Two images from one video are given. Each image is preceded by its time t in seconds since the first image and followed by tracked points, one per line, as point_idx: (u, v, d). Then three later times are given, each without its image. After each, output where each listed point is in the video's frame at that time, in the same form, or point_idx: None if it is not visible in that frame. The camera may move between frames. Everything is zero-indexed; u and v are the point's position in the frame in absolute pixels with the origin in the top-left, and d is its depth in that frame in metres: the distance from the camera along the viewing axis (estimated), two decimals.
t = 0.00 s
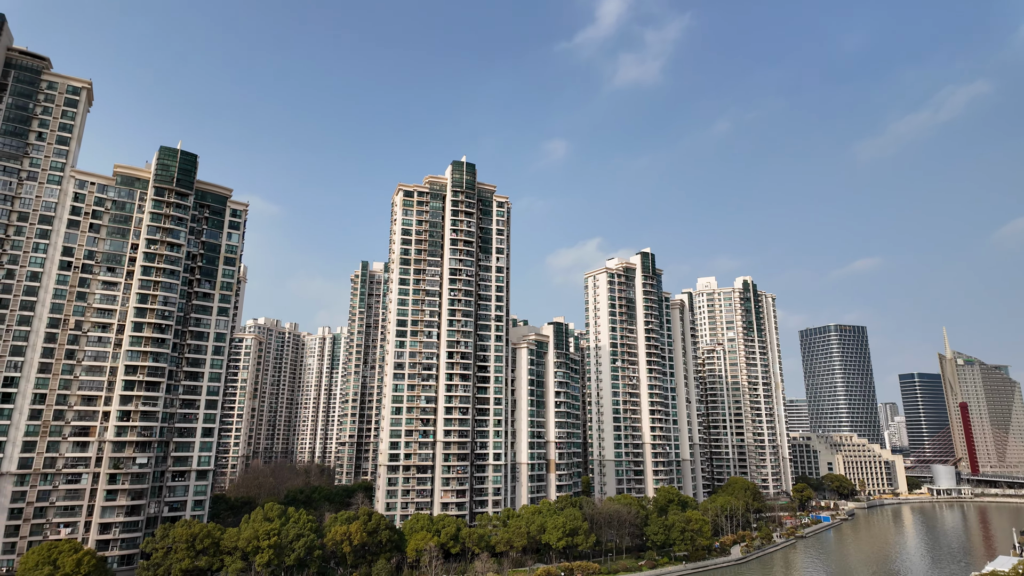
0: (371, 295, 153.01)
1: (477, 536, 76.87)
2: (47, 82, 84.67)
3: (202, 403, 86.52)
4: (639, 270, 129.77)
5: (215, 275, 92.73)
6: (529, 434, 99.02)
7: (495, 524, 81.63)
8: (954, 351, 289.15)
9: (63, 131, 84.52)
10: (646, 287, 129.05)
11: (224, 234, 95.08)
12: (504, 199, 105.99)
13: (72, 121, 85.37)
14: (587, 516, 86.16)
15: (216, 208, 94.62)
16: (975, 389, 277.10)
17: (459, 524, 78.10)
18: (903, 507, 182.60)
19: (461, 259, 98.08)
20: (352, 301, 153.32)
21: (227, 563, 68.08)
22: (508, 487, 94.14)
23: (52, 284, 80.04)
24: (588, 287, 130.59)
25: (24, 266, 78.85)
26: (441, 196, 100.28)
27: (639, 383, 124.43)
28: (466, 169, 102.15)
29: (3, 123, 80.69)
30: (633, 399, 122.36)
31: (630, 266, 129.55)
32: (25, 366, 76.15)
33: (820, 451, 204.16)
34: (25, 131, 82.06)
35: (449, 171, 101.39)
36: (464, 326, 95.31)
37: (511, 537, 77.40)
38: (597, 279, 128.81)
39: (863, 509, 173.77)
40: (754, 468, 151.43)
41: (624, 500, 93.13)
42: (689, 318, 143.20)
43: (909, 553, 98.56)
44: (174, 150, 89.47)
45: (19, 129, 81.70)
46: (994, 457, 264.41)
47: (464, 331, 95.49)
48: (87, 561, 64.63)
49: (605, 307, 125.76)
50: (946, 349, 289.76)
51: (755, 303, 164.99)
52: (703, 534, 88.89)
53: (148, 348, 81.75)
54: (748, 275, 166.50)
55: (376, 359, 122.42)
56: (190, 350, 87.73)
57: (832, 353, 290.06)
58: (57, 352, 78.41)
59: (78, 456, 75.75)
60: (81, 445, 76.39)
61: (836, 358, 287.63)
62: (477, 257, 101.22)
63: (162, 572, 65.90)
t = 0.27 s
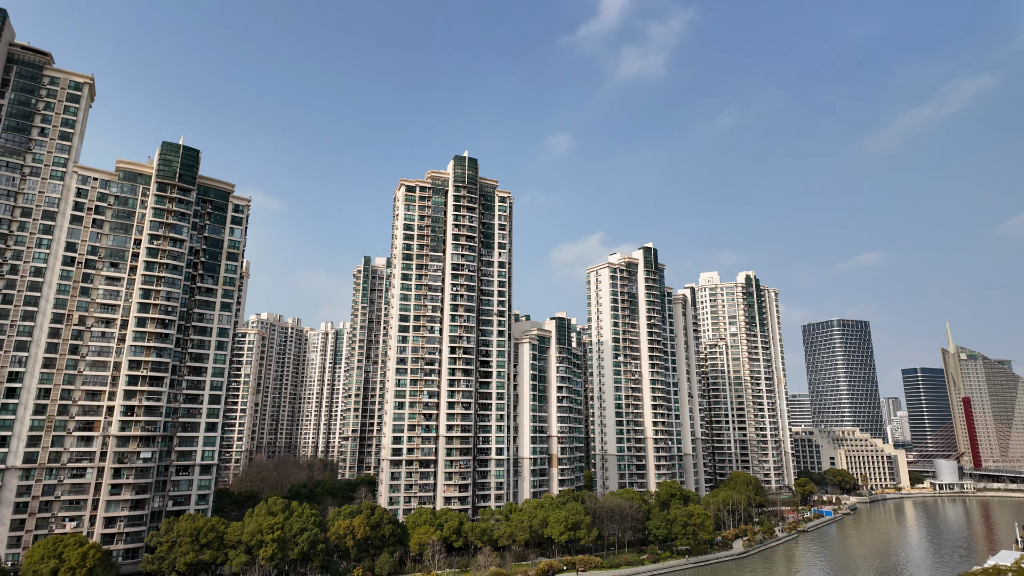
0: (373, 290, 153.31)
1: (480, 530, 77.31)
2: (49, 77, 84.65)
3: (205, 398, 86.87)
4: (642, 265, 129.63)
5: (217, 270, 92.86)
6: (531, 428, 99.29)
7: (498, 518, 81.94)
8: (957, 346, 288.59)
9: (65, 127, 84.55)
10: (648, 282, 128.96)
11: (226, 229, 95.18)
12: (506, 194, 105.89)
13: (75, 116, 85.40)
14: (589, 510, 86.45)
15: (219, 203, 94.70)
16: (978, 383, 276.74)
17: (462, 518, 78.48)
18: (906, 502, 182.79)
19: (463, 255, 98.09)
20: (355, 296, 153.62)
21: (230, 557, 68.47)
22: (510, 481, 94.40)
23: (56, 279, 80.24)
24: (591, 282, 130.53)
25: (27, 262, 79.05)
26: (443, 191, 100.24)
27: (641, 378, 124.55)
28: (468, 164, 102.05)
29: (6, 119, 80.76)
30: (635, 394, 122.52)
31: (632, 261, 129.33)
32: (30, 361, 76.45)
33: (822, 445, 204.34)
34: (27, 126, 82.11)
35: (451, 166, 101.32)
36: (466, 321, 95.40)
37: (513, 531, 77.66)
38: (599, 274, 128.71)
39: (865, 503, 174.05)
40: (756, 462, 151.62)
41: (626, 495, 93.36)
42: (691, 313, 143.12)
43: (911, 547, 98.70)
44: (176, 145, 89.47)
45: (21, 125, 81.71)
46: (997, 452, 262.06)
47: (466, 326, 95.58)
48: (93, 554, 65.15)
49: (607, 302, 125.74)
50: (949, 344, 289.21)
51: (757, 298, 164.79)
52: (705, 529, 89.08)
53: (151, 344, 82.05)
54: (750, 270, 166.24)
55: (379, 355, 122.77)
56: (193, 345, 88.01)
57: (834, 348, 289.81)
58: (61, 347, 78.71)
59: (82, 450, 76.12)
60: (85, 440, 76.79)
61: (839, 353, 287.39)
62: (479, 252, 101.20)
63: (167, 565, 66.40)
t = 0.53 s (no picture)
0: (375, 285, 153.53)
1: (482, 523, 77.66)
2: (50, 71, 84.55)
3: (208, 392, 87.15)
4: (643, 259, 129.46)
5: (219, 265, 92.97)
6: (533, 422, 99.54)
7: (500, 512, 82.25)
8: (960, 340, 288.05)
9: (66, 122, 84.52)
10: (650, 277, 128.89)
11: (228, 224, 95.18)
12: (507, 189, 105.71)
13: (76, 110, 85.36)
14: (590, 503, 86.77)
15: (220, 198, 94.70)
16: (980, 377, 276.37)
17: (464, 512, 78.83)
18: (907, 496, 183.04)
19: (465, 249, 98.05)
20: (357, 291, 153.82)
21: (234, 551, 68.89)
22: (512, 475, 94.65)
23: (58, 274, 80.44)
24: (592, 277, 130.43)
25: (30, 257, 79.22)
26: (445, 185, 100.13)
27: (643, 372, 124.66)
28: (470, 159, 101.85)
29: (7, 114, 80.71)
30: (637, 388, 122.72)
31: (634, 256, 129.12)
32: (33, 356, 76.77)
33: (824, 440, 204.49)
34: (29, 121, 82.11)
35: (452, 160, 101.16)
36: (468, 315, 95.44)
37: (515, 524, 78.00)
38: (601, 269, 128.56)
39: (867, 497, 174.40)
40: (757, 457, 151.82)
41: (628, 489, 93.65)
42: (693, 308, 143.00)
43: (912, 541, 98.88)
44: (178, 140, 89.47)
45: (23, 120, 81.68)
46: (999, 446, 261.92)
47: (468, 321, 95.65)
48: (98, 547, 65.63)
49: (609, 297, 125.72)
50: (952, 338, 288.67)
51: (760, 293, 164.61)
52: (707, 522, 89.31)
53: (154, 338, 82.26)
54: (753, 264, 165.98)
55: (381, 349, 123.03)
56: (196, 340, 88.25)
57: (836, 342, 289.54)
58: (64, 342, 78.99)
59: (86, 444, 76.47)
60: (89, 434, 77.16)
61: (841, 347, 287.19)
62: (481, 246, 101.11)
63: (170, 558, 66.86)
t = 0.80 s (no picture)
0: (376, 279, 153.61)
1: (483, 517, 78.04)
2: (50, 66, 84.42)
3: (210, 387, 87.39)
4: (645, 254, 129.37)
5: (221, 259, 93.07)
6: (535, 417, 99.71)
7: (501, 506, 82.59)
8: (962, 335, 287.72)
9: (67, 116, 84.45)
10: (651, 271, 128.80)
11: (229, 219, 95.17)
12: (509, 183, 105.54)
13: (77, 105, 85.28)
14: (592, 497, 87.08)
15: (222, 193, 94.66)
16: (981, 372, 276.26)
17: (466, 506, 79.15)
18: (908, 490, 183.32)
19: (466, 244, 98.02)
20: (358, 286, 153.89)
21: (237, 544, 69.28)
22: (514, 469, 94.89)
23: (61, 269, 80.55)
24: (594, 272, 130.33)
25: (32, 252, 79.33)
26: (446, 179, 99.98)
27: (644, 367, 124.71)
28: (471, 153, 101.64)
29: (8, 108, 80.61)
30: (638, 382, 122.86)
31: (636, 250, 129.02)
32: (36, 350, 76.98)
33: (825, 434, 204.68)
34: (30, 116, 82.04)
35: (454, 155, 100.98)
36: (469, 310, 95.50)
37: (516, 518, 78.37)
38: (602, 264, 128.44)
39: (867, 491, 174.71)
40: (758, 451, 152.11)
41: (629, 483, 93.93)
42: (695, 303, 142.93)
43: (913, 535, 99.14)
44: (178, 135, 89.40)
45: (24, 114, 81.61)
46: (1000, 440, 262.45)
47: (470, 316, 95.74)
48: (101, 541, 66.05)
49: (610, 291, 125.67)
50: (953, 333, 288.39)
51: (761, 287, 164.46)
52: (708, 516, 89.57)
53: (156, 333, 82.45)
54: (754, 259, 165.76)
55: (383, 344, 123.15)
56: (198, 335, 88.43)
57: (838, 337, 289.37)
58: (67, 337, 79.22)
59: (89, 438, 76.80)
60: (92, 428, 77.49)
61: (842, 342, 287.04)
62: (482, 241, 101.03)
63: (174, 552, 67.31)
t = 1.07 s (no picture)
0: (377, 274, 153.66)
1: (484, 511, 78.33)
2: (50, 61, 84.31)
3: (212, 381, 87.57)
4: (646, 248, 129.35)
5: (222, 254, 93.12)
6: (535, 411, 99.91)
7: (502, 499, 82.97)
8: (963, 329, 287.62)
9: (68, 111, 84.35)
10: (652, 266, 128.79)
11: (230, 214, 95.12)
12: (509, 177, 105.42)
13: (77, 100, 85.20)
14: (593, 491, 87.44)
15: (222, 187, 94.58)
16: (982, 366, 276.32)
17: (467, 499, 79.48)
18: (909, 484, 183.80)
19: (467, 239, 98.01)
20: (359, 280, 153.81)
21: (239, 537, 69.66)
22: (514, 463, 95.20)
23: (62, 264, 80.66)
24: (595, 266, 130.28)
25: (33, 247, 79.39)
26: (447, 174, 99.84)
27: (645, 361, 124.86)
28: (472, 147, 101.48)
29: (8, 103, 80.51)
30: (639, 377, 123.02)
31: (636, 245, 128.95)
32: (38, 345, 77.15)
33: (826, 428, 204.95)
34: (30, 111, 81.97)
35: (454, 149, 100.84)
36: (470, 305, 95.55)
37: (517, 511, 78.80)
38: (603, 258, 128.38)
39: (868, 485, 175.16)
40: (759, 445, 152.46)
41: (630, 477, 94.30)
42: (696, 297, 142.96)
43: (913, 529, 99.52)
44: (179, 129, 89.27)
45: (24, 109, 81.51)
46: (1000, 434, 262.92)
47: (471, 311, 95.82)
48: (104, 535, 66.35)
49: (611, 286, 125.64)
50: (954, 328, 288.23)
51: (762, 282, 164.39)
52: (708, 510, 89.95)
53: (157, 328, 82.59)
54: (755, 253, 165.54)
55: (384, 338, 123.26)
56: (200, 329, 88.57)
57: (839, 331, 289.31)
58: (69, 332, 79.38)
59: (91, 433, 77.08)
60: (94, 422, 77.72)
61: (843, 337, 286.95)
62: (483, 236, 101.00)
63: (177, 545, 67.65)
